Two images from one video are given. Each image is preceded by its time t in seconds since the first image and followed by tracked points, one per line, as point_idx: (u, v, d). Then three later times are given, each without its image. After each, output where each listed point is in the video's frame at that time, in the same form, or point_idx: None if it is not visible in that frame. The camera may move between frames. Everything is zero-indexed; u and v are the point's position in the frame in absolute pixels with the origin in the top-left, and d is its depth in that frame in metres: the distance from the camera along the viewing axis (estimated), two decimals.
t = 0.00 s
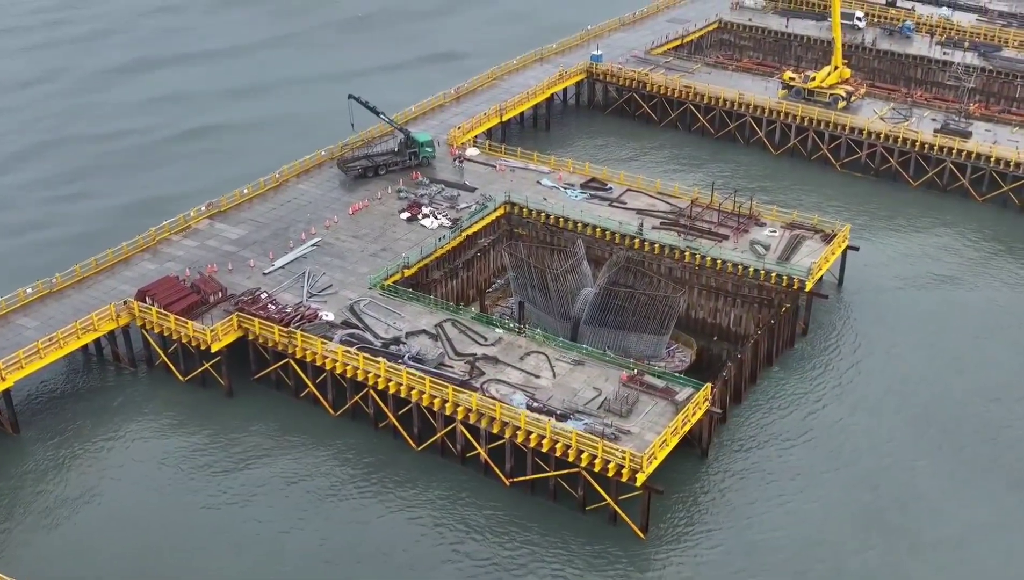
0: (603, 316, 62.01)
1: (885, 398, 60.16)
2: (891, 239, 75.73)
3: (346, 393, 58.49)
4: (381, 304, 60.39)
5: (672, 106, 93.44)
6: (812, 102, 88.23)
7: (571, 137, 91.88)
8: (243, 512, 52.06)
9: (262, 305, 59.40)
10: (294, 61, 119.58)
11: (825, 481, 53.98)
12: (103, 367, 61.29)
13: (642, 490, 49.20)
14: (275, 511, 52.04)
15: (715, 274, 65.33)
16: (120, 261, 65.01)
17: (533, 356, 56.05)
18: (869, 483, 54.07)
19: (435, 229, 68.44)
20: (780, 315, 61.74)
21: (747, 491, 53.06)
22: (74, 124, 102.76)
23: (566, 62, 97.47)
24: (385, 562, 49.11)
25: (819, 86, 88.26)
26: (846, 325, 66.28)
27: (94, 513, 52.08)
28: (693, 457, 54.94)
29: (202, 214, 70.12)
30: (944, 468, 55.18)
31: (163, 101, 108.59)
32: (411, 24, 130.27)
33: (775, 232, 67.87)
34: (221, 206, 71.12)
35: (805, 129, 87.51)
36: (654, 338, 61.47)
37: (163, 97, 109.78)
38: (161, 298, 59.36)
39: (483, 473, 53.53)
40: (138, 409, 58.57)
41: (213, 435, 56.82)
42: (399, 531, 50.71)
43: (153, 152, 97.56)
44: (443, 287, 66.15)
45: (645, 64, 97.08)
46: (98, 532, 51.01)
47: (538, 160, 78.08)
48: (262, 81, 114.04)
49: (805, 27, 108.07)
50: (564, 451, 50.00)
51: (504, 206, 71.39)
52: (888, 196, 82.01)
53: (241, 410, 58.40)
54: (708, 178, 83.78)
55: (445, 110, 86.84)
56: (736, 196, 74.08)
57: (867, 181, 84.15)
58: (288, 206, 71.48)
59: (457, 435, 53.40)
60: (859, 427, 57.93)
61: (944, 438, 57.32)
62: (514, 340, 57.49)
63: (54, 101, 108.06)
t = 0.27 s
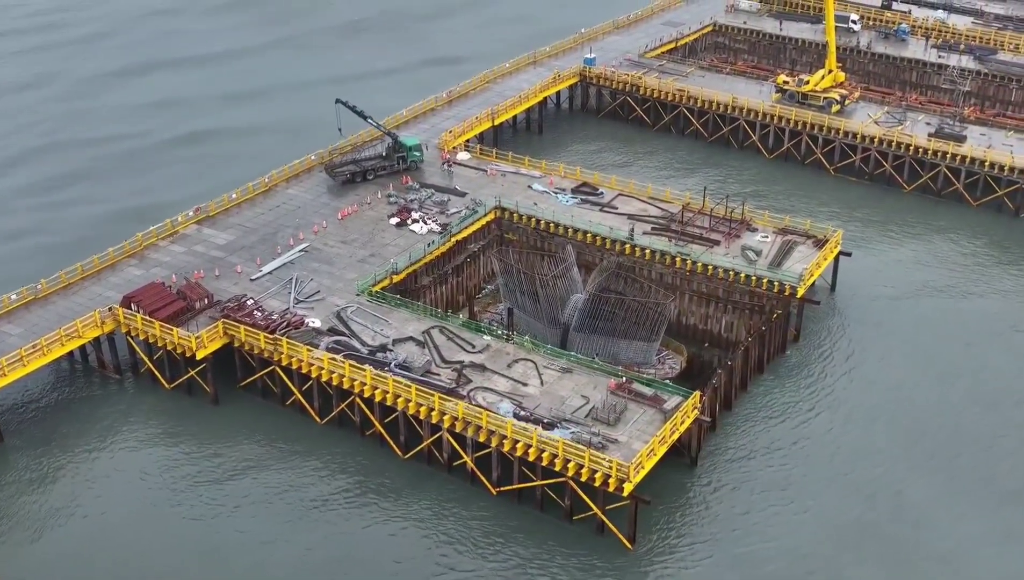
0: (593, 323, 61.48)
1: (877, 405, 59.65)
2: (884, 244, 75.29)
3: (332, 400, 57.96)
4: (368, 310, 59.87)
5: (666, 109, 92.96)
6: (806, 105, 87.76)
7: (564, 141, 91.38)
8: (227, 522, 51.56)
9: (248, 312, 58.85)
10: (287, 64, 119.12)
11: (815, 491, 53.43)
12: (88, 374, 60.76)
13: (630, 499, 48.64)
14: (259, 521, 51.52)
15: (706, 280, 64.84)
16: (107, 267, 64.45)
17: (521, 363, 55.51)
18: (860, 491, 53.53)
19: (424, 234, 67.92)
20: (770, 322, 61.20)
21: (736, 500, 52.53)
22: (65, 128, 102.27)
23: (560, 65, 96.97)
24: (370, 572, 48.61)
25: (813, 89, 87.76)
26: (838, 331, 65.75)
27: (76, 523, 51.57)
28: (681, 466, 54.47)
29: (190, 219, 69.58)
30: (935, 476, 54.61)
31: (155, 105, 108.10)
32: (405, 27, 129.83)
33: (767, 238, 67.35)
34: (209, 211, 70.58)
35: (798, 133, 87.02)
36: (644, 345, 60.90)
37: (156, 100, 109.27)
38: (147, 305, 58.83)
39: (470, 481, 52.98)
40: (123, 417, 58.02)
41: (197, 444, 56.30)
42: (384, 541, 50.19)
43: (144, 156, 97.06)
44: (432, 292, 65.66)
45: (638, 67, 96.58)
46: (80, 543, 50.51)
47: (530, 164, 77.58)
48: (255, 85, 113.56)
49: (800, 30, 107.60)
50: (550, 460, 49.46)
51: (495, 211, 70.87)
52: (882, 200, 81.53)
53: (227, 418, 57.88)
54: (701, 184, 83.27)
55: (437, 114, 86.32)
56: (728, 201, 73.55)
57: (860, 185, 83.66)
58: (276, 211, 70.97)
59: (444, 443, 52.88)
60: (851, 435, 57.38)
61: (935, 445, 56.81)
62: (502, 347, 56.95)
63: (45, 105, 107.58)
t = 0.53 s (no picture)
0: (582, 329, 60.98)
1: (869, 411, 59.12)
2: (878, 249, 74.80)
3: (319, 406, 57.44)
4: (356, 316, 59.35)
5: (659, 112, 92.48)
6: (800, 108, 87.29)
7: (557, 144, 90.89)
8: (211, 531, 51.01)
9: (234, 317, 58.33)
10: (280, 67, 118.65)
11: (805, 499, 52.93)
12: (74, 381, 60.24)
13: (617, 508, 48.13)
14: (243, 530, 51.00)
15: (697, 285, 64.31)
16: (93, 272, 63.93)
17: (509, 370, 54.98)
18: (850, 499, 53.02)
19: (413, 239, 67.42)
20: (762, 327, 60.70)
21: (725, 509, 52.03)
22: (56, 132, 101.72)
23: (553, 67, 96.48)
24: None
25: (807, 92, 87.26)
26: (830, 336, 65.23)
27: (59, 533, 51.04)
28: (670, 473, 53.96)
29: (178, 224, 69.06)
30: (927, 484, 54.10)
31: (147, 108, 107.57)
32: (399, 30, 129.34)
33: (759, 242, 66.84)
34: (197, 216, 70.07)
35: (792, 136, 86.53)
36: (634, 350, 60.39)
37: (148, 103, 108.74)
38: (132, 311, 58.26)
39: (456, 489, 52.48)
40: (108, 425, 57.48)
41: (183, 451, 55.77)
42: (369, 551, 49.66)
43: (136, 160, 96.53)
44: (421, 298, 65.17)
45: (632, 70, 96.07)
46: (61, 553, 49.96)
47: (521, 167, 77.08)
48: (248, 87, 113.07)
49: (795, 32, 107.10)
50: (537, 468, 48.96)
51: (485, 215, 70.36)
52: (876, 204, 81.07)
53: (212, 425, 57.32)
54: (693, 188, 82.78)
55: (429, 117, 85.83)
56: (720, 205, 73.03)
57: (854, 188, 83.21)
58: (265, 215, 70.47)
59: (430, 451, 52.37)
60: (842, 441, 56.87)
61: (927, 452, 56.29)
62: (490, 354, 56.43)
63: (36, 108, 107.05)
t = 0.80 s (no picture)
0: (572, 336, 60.44)
1: (861, 419, 58.58)
2: (872, 254, 74.29)
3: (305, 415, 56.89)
4: (343, 323, 58.81)
5: (653, 116, 91.97)
6: (794, 112, 86.81)
7: (550, 148, 90.36)
8: (195, 542, 50.47)
9: (220, 325, 57.78)
10: (273, 70, 118.16)
11: (795, 508, 52.38)
12: (59, 389, 59.69)
13: (604, 519, 47.60)
14: (228, 541, 50.44)
15: (688, 291, 63.76)
16: (79, 279, 63.38)
17: (497, 378, 54.43)
18: (841, 508, 52.48)
19: (403, 245, 66.88)
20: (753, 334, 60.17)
21: (715, 518, 51.49)
22: (47, 136, 101.15)
23: (546, 70, 95.96)
24: None
25: (801, 96, 86.73)
26: (822, 343, 64.67)
27: (41, 544, 50.49)
28: (659, 483, 53.43)
29: (165, 229, 68.52)
30: (918, 493, 53.56)
31: (140, 112, 107.04)
32: (394, 32, 128.83)
33: (751, 248, 66.30)
34: (185, 221, 69.52)
35: (786, 140, 86.01)
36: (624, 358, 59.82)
37: (140, 107, 108.18)
38: (117, 317, 57.72)
39: (443, 499, 51.94)
40: (93, 433, 56.93)
41: (168, 460, 55.22)
42: (354, 561, 49.12)
43: (127, 164, 95.97)
44: (410, 304, 64.67)
45: (626, 73, 95.54)
46: (43, 565, 49.40)
47: (512, 172, 76.56)
48: (241, 91, 112.57)
49: (790, 35, 106.59)
50: (524, 478, 48.42)
51: (475, 221, 69.81)
52: (870, 208, 80.58)
53: (198, 433, 56.74)
54: (687, 192, 82.26)
55: (420, 121, 85.31)
56: (713, 210, 72.49)
57: (848, 192, 82.72)
58: (254, 220, 69.95)
59: (416, 460, 51.83)
60: (833, 450, 56.33)
61: (919, 460, 55.77)
62: (478, 362, 55.88)
63: (28, 111, 106.50)
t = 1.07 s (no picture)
0: (562, 342, 59.91)
1: (853, 427, 58.04)
2: (865, 258, 73.78)
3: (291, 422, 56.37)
4: (330, 330, 58.29)
5: (646, 119, 91.48)
6: (788, 115, 86.33)
7: (542, 152, 89.85)
8: (179, 551, 49.91)
9: (206, 332, 57.28)
10: (267, 73, 117.69)
11: (785, 517, 51.85)
12: (44, 397, 59.14)
13: (591, 529, 47.06)
14: (212, 550, 49.92)
15: (679, 297, 63.24)
16: (65, 285, 62.83)
17: (485, 386, 53.89)
18: (832, 517, 51.95)
19: (392, 250, 66.36)
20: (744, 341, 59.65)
21: (704, 528, 50.96)
22: (38, 140, 100.58)
23: (539, 73, 95.46)
24: None
25: (794, 99, 86.25)
26: (814, 349, 64.16)
27: (23, 554, 49.91)
28: (648, 491, 52.91)
29: (153, 234, 67.97)
30: (910, 502, 53.05)
31: (132, 115, 106.49)
32: (388, 35, 128.35)
33: (743, 253, 65.79)
34: (173, 226, 68.98)
35: (780, 143, 85.50)
36: (613, 364, 59.26)
37: (133, 110, 107.63)
38: (102, 324, 57.18)
39: (429, 508, 51.42)
40: (77, 441, 56.38)
41: (152, 468, 54.67)
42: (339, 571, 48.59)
43: (118, 168, 95.39)
44: (399, 310, 64.17)
45: (619, 76, 95.05)
46: (24, 575, 48.83)
47: (504, 176, 76.05)
48: (234, 94, 112.07)
49: (785, 38, 106.09)
50: (510, 488, 47.88)
51: (466, 225, 69.29)
52: (864, 212, 80.08)
53: (184, 441, 56.25)
54: (680, 196, 81.75)
55: (412, 124, 84.81)
56: (705, 214, 71.99)
57: (842, 196, 82.23)
58: (243, 225, 69.41)
59: (402, 469, 51.31)
60: (824, 458, 55.81)
61: (910, 468, 55.25)
62: (466, 369, 55.35)
63: (19, 114, 105.94)
